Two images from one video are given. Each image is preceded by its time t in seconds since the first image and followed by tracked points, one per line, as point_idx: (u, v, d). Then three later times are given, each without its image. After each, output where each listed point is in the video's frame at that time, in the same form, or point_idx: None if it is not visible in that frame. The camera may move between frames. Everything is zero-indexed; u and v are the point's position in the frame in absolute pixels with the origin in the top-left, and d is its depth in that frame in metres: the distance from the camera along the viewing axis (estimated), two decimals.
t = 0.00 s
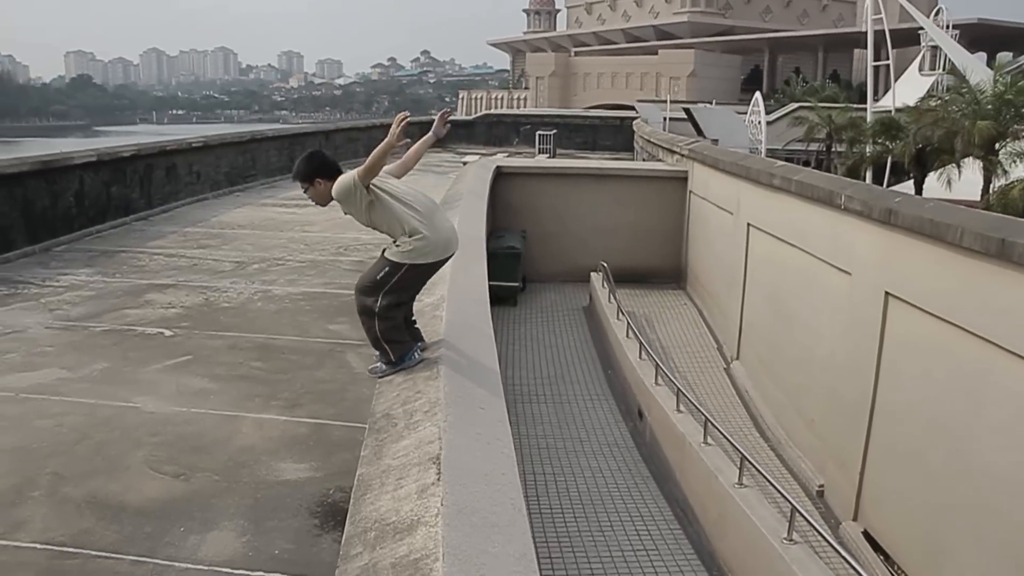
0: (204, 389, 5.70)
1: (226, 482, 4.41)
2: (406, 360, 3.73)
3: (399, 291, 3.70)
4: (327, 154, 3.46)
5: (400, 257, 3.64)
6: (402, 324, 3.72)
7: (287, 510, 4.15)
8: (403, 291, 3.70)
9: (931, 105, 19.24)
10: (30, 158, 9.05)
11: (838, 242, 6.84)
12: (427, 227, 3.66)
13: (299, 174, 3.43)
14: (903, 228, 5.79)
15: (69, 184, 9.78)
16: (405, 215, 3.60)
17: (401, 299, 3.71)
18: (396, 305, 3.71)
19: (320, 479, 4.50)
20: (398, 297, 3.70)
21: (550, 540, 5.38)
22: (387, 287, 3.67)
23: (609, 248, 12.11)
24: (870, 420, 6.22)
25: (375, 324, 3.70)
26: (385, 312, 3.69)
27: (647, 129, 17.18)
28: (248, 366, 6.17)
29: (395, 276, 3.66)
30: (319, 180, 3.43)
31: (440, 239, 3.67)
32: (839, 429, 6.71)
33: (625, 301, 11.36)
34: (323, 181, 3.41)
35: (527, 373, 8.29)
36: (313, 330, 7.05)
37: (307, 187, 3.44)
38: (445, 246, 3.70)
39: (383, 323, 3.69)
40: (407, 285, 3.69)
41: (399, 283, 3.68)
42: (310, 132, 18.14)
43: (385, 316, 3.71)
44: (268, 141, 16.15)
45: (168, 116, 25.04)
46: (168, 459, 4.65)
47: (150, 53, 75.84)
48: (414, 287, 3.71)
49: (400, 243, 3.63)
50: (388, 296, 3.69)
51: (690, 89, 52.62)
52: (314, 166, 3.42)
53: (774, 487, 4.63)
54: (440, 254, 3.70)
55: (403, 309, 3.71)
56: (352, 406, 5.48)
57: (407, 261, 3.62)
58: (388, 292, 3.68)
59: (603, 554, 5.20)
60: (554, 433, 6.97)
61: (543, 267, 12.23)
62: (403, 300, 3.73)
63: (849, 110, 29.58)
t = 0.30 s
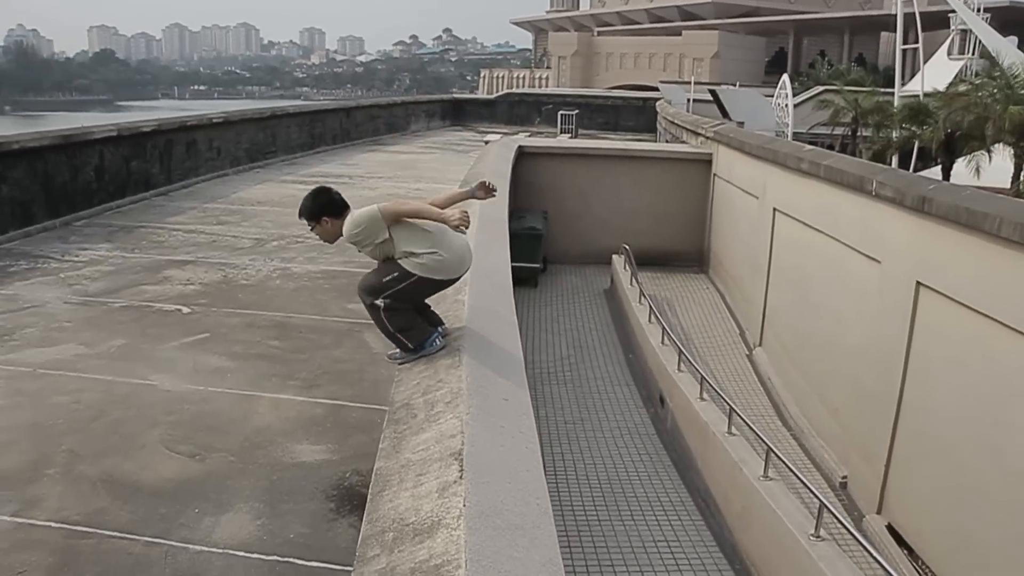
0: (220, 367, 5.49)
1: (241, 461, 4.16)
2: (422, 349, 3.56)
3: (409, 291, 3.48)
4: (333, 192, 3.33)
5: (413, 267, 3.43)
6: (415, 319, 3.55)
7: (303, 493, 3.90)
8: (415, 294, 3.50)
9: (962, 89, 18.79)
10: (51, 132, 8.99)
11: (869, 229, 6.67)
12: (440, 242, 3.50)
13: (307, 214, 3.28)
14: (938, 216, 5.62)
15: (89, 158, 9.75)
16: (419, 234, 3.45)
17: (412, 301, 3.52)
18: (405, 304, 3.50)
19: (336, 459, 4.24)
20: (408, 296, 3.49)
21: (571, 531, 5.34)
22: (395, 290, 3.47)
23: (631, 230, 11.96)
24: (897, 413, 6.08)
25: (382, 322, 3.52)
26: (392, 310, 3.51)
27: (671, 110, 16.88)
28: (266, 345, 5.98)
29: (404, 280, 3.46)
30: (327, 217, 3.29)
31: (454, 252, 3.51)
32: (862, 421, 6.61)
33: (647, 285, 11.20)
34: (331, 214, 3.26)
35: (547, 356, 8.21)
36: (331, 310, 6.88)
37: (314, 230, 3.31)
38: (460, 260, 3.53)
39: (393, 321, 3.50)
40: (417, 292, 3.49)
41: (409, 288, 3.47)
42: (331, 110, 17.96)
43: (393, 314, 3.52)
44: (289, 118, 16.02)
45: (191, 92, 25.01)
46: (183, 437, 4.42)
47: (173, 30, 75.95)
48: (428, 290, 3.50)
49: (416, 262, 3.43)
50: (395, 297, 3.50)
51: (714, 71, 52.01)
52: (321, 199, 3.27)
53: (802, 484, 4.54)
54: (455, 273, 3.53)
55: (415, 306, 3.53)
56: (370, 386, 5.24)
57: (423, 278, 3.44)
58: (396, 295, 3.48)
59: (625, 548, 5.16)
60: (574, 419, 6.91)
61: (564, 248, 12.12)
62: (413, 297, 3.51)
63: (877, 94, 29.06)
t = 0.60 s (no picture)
0: (239, 342, 5.41)
1: (259, 439, 4.06)
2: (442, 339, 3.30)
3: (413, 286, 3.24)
4: (334, 184, 3.18)
5: (413, 272, 3.22)
6: (427, 312, 3.30)
7: (319, 472, 3.79)
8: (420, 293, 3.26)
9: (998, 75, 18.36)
10: (75, 101, 8.95)
11: (902, 217, 6.50)
12: (442, 241, 3.28)
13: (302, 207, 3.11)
14: (976, 207, 5.45)
15: (112, 128, 9.70)
16: (419, 236, 3.22)
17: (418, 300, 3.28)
18: (413, 299, 3.28)
19: (354, 438, 4.13)
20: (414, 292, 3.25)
21: (593, 519, 5.31)
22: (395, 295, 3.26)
23: (657, 211, 11.80)
24: (926, 406, 5.95)
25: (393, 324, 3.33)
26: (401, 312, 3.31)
27: (698, 91, 16.61)
28: (285, 320, 5.90)
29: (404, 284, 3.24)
30: (323, 212, 3.12)
31: (460, 253, 3.29)
32: (888, 412, 6.51)
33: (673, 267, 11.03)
34: (330, 207, 3.10)
35: (570, 337, 8.14)
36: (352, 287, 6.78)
37: (311, 224, 3.16)
38: (467, 261, 3.31)
39: (405, 319, 3.29)
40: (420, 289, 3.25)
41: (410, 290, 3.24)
42: (355, 83, 17.83)
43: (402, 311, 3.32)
44: (312, 90, 15.92)
45: (216, 63, 24.95)
46: (201, 413, 4.33)
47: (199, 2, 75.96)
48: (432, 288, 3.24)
49: (417, 268, 3.21)
50: (398, 301, 3.29)
51: (741, 52, 51.32)
52: (319, 191, 3.10)
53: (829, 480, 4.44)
54: (462, 274, 3.32)
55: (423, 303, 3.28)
56: (391, 364, 5.13)
57: (426, 283, 3.23)
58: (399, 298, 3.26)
59: (648, 538, 5.12)
60: (596, 403, 6.85)
61: (588, 228, 11.97)
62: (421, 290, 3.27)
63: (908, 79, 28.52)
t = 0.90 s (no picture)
0: (284, 312, 5.38)
1: (301, 411, 4.02)
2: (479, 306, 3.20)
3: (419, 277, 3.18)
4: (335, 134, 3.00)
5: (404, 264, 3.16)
6: (447, 291, 3.23)
7: (361, 446, 3.73)
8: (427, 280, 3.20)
9: None
10: (127, 67, 8.99)
11: (965, 205, 6.24)
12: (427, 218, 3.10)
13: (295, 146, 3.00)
14: None
15: (163, 94, 9.74)
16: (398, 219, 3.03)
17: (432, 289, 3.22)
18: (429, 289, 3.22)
19: (397, 412, 4.07)
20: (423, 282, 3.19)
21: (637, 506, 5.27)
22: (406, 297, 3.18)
23: (707, 191, 11.57)
24: (984, 402, 5.74)
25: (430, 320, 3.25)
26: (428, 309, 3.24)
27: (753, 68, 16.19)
28: (330, 290, 5.85)
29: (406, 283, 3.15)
30: (316, 161, 3.01)
31: (438, 238, 3.10)
32: (942, 407, 6.31)
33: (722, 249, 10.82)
34: (320, 158, 3.00)
35: (616, 315, 8.05)
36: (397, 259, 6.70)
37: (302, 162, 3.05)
38: (447, 242, 3.13)
39: (437, 309, 3.23)
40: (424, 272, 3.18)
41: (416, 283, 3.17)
42: (405, 54, 17.71)
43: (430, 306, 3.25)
44: (362, 60, 15.85)
45: (267, 32, 25.02)
46: (245, 383, 4.31)
47: None
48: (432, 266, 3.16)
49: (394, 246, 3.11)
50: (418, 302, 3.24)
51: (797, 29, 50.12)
52: (312, 137, 2.98)
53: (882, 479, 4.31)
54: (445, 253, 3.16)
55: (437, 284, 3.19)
56: (435, 338, 5.05)
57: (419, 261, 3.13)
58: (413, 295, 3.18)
59: (691, 528, 5.07)
60: (642, 385, 6.78)
61: (636, 206, 11.79)
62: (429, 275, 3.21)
63: (972, 60, 27.56)
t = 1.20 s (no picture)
0: (340, 281, 5.35)
1: (354, 383, 3.98)
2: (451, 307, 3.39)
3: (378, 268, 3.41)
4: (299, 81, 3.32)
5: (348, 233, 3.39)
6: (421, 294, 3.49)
7: (413, 421, 3.68)
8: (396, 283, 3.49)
9: None
10: (192, 32, 9.04)
11: None
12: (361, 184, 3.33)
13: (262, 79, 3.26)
14: None
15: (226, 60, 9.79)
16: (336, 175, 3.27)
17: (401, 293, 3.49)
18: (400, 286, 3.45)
19: (450, 388, 4.00)
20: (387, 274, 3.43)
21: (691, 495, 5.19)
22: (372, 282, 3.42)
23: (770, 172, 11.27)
24: None
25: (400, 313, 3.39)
26: (395, 310, 3.46)
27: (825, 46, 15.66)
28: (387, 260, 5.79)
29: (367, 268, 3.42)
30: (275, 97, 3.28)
31: (368, 203, 3.32)
32: (1011, 406, 6.05)
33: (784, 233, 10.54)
34: (281, 95, 3.27)
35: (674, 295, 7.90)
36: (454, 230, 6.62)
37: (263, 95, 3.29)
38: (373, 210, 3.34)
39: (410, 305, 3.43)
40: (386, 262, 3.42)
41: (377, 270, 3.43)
42: (467, 25, 17.55)
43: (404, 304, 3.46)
44: (424, 31, 15.75)
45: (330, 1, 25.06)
46: (298, 352, 4.29)
47: None
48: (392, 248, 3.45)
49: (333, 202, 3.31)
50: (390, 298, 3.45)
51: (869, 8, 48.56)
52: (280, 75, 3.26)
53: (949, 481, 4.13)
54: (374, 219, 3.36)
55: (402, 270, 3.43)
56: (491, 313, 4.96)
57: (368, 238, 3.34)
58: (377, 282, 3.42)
59: (746, 522, 4.99)
60: (698, 368, 6.65)
61: (696, 187, 11.53)
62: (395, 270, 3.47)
63: None
